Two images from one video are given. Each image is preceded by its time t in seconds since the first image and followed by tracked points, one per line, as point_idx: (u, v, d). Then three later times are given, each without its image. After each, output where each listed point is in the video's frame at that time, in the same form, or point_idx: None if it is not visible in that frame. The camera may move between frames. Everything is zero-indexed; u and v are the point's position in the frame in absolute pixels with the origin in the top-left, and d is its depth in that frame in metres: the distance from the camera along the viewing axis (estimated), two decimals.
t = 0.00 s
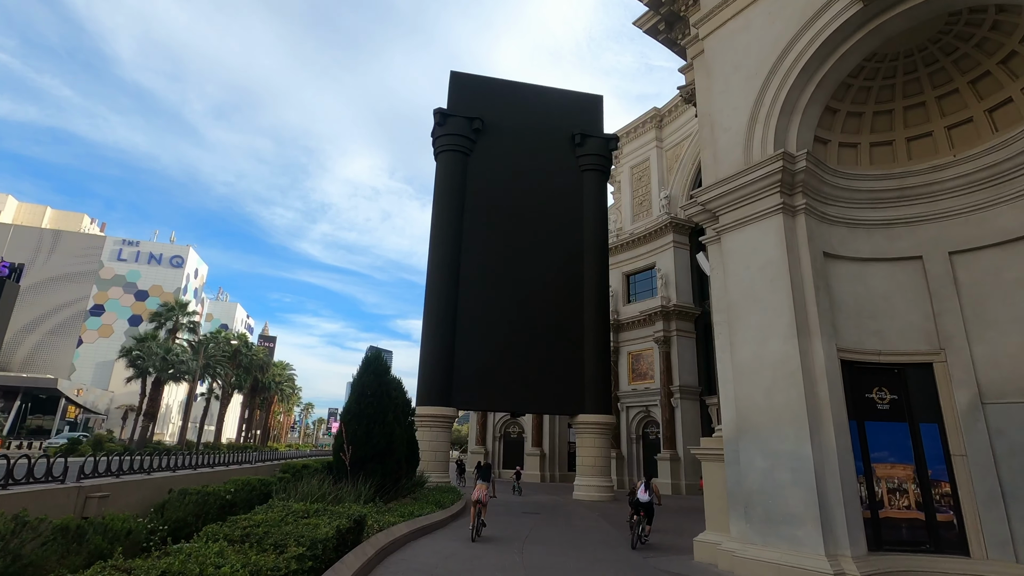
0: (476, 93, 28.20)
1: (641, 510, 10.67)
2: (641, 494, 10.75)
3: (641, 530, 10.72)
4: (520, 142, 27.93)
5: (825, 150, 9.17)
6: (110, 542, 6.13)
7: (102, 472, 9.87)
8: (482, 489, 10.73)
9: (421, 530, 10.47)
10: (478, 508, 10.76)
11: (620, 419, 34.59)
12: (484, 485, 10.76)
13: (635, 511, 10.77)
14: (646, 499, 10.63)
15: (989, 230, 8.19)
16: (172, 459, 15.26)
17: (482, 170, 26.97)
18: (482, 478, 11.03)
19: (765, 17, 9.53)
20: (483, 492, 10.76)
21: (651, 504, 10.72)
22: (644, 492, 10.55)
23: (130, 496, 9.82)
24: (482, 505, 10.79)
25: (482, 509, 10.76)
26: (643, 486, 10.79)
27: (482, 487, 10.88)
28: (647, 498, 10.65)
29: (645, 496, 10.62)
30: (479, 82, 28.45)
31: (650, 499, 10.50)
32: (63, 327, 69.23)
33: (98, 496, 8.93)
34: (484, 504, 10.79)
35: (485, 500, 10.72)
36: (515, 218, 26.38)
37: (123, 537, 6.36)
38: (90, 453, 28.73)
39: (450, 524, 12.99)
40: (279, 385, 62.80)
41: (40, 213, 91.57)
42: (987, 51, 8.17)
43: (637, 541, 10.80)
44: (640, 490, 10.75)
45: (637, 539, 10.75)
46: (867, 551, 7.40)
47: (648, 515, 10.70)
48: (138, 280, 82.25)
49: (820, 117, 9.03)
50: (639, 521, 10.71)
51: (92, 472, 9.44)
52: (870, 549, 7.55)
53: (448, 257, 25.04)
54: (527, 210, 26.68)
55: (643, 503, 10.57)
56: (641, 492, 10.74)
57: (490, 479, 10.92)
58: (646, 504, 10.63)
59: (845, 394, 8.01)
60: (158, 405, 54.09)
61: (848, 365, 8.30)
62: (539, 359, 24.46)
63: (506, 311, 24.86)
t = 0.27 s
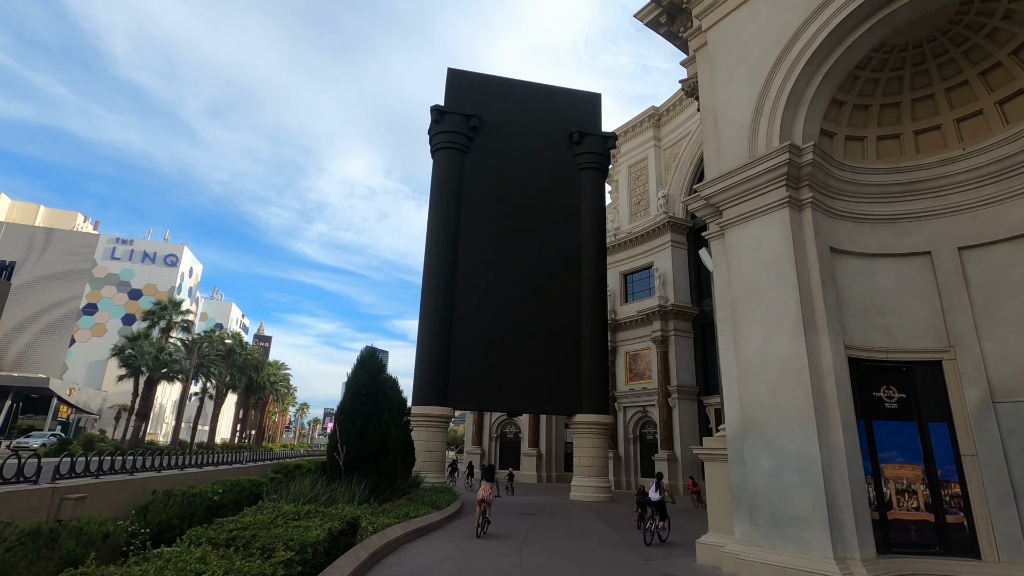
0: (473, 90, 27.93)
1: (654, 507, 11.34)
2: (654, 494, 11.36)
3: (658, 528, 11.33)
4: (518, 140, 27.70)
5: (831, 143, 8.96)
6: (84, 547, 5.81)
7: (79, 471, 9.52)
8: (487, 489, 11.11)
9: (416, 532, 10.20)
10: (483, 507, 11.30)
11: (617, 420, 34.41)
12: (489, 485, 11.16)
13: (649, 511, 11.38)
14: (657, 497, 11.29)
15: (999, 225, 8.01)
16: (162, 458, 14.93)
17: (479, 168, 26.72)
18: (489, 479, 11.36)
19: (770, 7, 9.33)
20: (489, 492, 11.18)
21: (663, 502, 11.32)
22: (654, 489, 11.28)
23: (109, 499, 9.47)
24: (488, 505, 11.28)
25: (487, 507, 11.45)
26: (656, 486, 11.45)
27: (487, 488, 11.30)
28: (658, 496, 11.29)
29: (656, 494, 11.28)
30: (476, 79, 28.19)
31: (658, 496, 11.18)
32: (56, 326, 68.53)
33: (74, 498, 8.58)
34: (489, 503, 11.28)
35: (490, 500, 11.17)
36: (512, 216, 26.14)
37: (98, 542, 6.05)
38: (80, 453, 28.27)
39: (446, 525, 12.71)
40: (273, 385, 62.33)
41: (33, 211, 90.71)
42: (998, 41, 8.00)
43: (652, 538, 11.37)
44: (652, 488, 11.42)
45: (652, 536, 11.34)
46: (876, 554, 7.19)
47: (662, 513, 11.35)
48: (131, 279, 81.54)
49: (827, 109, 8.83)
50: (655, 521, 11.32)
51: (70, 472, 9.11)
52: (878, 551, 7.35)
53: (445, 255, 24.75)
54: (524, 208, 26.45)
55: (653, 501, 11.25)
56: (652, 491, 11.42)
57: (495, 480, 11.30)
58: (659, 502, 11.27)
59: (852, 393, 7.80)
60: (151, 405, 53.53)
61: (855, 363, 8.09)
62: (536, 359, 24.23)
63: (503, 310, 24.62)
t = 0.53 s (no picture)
0: (470, 87, 27.61)
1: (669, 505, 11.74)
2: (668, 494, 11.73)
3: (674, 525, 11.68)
4: (514, 136, 27.41)
5: (838, 134, 8.73)
6: (49, 552, 5.42)
7: (50, 470, 9.02)
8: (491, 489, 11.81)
9: (409, 534, 9.90)
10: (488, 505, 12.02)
11: (613, 419, 34.17)
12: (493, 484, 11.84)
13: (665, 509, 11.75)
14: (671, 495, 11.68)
15: (1010, 217, 7.80)
16: (150, 458, 14.57)
17: (475, 165, 26.42)
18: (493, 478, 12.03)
19: None
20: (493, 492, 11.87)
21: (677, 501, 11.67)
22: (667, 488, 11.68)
23: (79, 501, 9.08)
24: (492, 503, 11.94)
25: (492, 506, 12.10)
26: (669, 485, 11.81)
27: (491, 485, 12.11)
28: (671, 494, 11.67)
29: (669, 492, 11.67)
30: (473, 75, 27.87)
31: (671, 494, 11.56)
32: (46, 324, 67.75)
33: (42, 498, 8.18)
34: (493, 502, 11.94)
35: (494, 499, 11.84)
36: (508, 213, 25.85)
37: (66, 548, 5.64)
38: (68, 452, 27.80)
39: (441, 526, 12.42)
40: (267, 385, 61.77)
41: (24, 208, 89.72)
42: (1011, 29, 7.79)
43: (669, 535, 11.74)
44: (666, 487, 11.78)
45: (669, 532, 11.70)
46: (886, 556, 6.96)
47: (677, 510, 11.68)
48: (123, 277, 80.71)
49: (834, 99, 8.60)
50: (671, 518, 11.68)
51: (40, 470, 8.63)
52: (887, 553, 7.12)
53: (440, 253, 24.45)
54: (520, 205, 26.17)
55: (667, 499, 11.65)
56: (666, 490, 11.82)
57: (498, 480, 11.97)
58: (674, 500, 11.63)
59: (861, 390, 7.57)
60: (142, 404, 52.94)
61: (863, 360, 7.86)
62: (532, 357, 23.97)
63: (499, 308, 24.34)
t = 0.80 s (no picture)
0: (467, 83, 27.32)
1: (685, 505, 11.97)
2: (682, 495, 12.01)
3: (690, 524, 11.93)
4: (512, 133, 27.14)
5: (847, 126, 8.52)
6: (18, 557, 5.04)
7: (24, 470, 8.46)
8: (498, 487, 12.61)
9: (405, 535, 9.63)
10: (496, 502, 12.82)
11: (611, 418, 33.97)
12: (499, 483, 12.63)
13: (680, 509, 12.08)
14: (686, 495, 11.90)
15: None
16: (140, 456, 14.27)
17: (473, 162, 26.15)
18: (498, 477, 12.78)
19: None
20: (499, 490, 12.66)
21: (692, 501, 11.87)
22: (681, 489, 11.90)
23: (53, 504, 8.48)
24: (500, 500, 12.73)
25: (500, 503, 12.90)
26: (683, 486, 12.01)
27: (498, 485, 12.88)
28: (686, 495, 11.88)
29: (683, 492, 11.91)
30: (470, 71, 27.58)
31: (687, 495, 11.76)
32: (39, 321, 67.08)
33: (12, 499, 7.63)
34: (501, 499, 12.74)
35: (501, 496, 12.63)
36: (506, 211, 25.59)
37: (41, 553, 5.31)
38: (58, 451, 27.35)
39: (437, 527, 12.15)
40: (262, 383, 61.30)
41: (18, 205, 88.92)
42: None
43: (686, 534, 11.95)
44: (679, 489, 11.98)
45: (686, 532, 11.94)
46: (898, 559, 6.74)
47: (692, 510, 11.96)
48: (117, 275, 80.02)
49: (843, 90, 8.38)
50: (686, 518, 12.01)
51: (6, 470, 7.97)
52: (899, 556, 6.91)
53: (437, 251, 24.18)
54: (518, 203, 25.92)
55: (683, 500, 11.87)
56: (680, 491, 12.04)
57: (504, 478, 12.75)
58: (688, 500, 11.87)
59: (872, 388, 7.35)
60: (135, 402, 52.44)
61: (873, 357, 7.65)
62: (530, 356, 23.73)
63: (496, 306, 24.10)
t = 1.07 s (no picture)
0: (467, 79, 27.06)
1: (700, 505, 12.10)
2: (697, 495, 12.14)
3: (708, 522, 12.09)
4: (512, 130, 26.89)
5: (859, 116, 8.29)
6: None
7: None
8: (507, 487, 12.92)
9: (403, 536, 9.37)
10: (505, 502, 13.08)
11: (610, 418, 33.74)
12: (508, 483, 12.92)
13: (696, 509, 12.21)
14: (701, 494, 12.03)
15: None
16: (135, 454, 14.02)
17: (472, 159, 25.90)
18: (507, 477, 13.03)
19: None
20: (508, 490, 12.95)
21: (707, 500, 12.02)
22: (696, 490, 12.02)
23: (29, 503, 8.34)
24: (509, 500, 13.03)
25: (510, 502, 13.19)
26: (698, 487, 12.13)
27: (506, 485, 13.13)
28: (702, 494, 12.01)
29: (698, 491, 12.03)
30: (470, 67, 27.32)
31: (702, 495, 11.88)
32: (35, 319, 66.67)
33: None
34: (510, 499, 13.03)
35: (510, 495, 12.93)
36: (506, 208, 25.34)
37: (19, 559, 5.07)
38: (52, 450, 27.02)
39: (436, 528, 11.89)
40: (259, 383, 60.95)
41: (15, 203, 88.45)
42: None
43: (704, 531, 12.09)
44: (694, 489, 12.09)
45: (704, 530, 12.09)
46: (914, 562, 6.51)
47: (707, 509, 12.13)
48: (114, 273, 79.59)
49: (855, 79, 8.15)
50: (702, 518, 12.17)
51: None
52: (914, 558, 6.68)
53: (436, 248, 23.92)
54: (518, 200, 25.67)
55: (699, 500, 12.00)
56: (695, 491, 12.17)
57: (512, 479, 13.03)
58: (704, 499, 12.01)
59: (885, 385, 7.12)
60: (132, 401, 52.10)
61: (887, 353, 7.43)
62: (529, 354, 23.49)
63: (496, 304, 23.85)
